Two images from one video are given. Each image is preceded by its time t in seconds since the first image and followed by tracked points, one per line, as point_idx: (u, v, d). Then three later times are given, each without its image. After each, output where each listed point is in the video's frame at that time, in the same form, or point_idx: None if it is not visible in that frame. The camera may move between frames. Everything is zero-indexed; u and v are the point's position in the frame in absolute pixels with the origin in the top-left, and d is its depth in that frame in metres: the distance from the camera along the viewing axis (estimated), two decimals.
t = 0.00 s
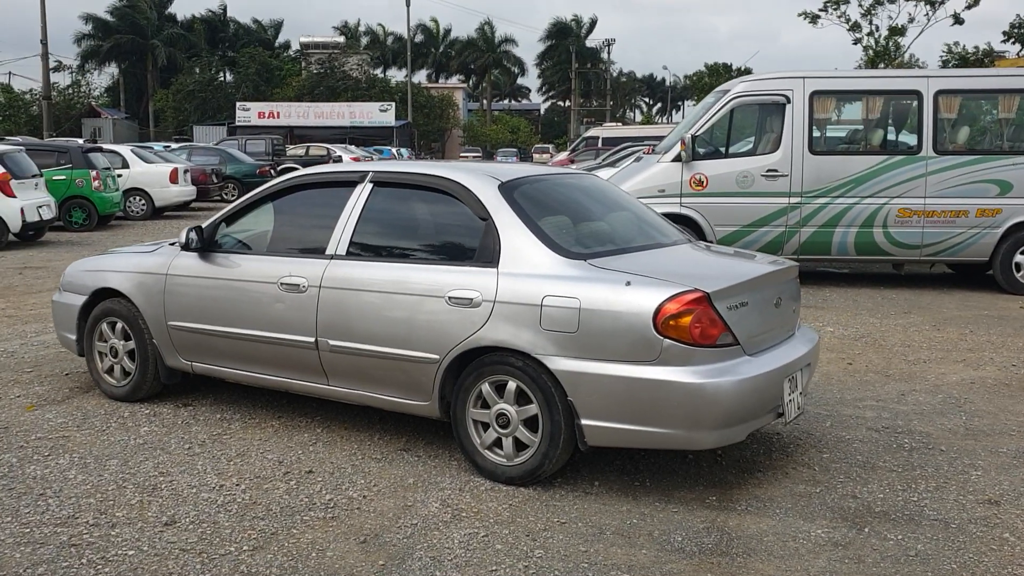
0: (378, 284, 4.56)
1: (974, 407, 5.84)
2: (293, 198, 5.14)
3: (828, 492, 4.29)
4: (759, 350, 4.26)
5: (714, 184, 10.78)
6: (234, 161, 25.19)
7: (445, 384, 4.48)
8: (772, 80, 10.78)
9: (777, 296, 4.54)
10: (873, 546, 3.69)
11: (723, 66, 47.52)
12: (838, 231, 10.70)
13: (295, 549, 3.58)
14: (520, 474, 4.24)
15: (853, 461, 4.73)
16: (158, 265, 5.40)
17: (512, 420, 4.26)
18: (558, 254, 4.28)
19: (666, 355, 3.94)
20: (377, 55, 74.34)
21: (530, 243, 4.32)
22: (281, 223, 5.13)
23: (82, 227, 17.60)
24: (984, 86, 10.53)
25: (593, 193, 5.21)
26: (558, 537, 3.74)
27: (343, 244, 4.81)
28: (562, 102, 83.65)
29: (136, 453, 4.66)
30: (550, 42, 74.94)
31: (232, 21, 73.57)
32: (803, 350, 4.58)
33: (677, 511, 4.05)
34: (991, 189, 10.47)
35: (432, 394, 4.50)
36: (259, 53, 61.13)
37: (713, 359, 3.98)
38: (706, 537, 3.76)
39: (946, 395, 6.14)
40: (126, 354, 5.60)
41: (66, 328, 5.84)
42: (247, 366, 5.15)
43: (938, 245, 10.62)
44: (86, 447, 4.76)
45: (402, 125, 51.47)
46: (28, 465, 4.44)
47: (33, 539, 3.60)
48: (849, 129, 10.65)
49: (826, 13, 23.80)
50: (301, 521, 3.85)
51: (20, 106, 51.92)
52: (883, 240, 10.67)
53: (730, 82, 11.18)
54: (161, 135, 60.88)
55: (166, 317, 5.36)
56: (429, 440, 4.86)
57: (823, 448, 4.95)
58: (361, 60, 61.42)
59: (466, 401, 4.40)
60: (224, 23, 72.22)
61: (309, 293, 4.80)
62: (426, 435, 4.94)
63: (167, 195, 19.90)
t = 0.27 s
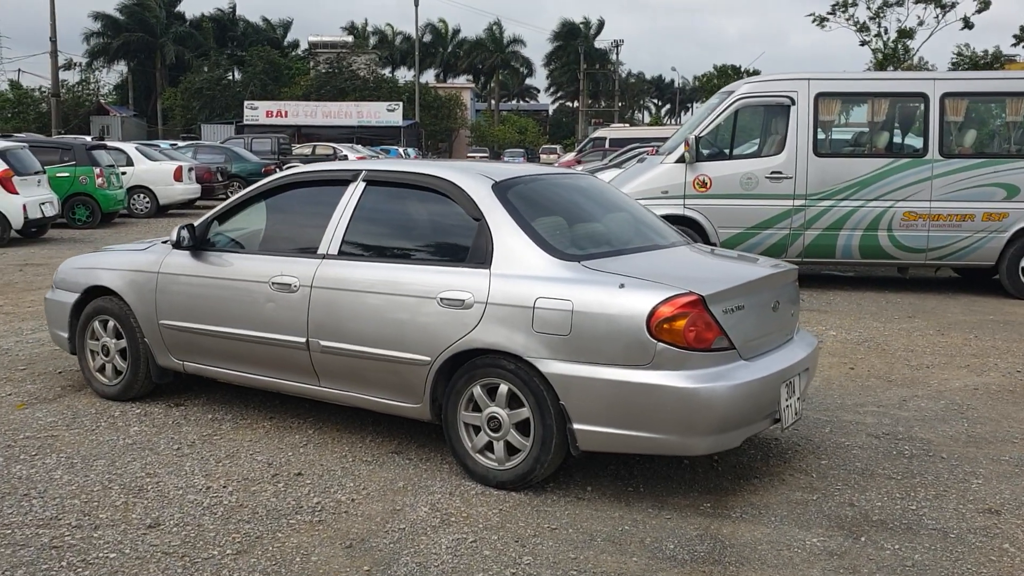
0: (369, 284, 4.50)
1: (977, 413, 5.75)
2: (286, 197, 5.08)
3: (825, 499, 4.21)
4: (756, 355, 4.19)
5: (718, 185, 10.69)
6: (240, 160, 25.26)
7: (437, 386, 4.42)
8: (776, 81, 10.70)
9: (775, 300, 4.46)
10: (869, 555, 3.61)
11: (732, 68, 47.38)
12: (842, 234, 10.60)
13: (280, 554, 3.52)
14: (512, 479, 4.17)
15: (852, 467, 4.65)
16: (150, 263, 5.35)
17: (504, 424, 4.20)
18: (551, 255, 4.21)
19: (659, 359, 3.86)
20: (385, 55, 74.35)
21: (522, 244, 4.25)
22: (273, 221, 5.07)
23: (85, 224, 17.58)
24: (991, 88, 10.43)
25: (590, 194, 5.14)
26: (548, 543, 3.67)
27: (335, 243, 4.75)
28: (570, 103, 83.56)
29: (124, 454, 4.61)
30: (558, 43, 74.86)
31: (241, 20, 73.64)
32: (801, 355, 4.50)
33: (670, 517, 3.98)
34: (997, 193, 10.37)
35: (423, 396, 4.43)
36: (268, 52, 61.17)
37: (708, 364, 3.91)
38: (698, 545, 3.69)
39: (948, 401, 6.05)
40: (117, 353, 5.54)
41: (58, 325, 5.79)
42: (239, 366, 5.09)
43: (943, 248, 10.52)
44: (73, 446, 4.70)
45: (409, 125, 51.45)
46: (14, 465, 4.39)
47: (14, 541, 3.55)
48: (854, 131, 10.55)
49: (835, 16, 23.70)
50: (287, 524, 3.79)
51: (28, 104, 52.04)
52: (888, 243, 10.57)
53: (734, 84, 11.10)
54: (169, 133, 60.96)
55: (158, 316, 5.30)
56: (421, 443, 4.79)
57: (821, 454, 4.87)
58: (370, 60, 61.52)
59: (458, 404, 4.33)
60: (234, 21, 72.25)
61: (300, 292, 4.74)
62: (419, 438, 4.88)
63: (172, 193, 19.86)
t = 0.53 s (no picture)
0: (358, 287, 4.42)
1: (978, 420, 5.66)
2: (275, 199, 5.00)
3: (821, 509, 4.13)
4: (751, 361, 4.10)
5: (719, 188, 10.60)
6: (241, 161, 25.34)
7: (426, 392, 4.33)
8: (778, 83, 10.61)
9: (772, 305, 4.37)
10: (865, 568, 3.52)
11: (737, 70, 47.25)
12: (844, 237, 10.51)
13: (261, 564, 3.44)
14: (501, 487, 4.09)
15: (849, 476, 4.56)
16: (138, 265, 5.28)
17: (493, 431, 4.11)
18: (542, 259, 4.13)
19: (651, 366, 3.78)
20: (390, 56, 74.30)
21: (512, 247, 4.17)
22: (262, 224, 5.00)
23: (85, 225, 17.54)
24: (995, 91, 10.32)
25: (584, 197, 5.06)
26: (536, 554, 3.59)
27: (323, 246, 4.67)
28: (575, 104, 83.48)
29: (108, 459, 4.53)
30: (562, 45, 74.78)
31: (246, 20, 73.67)
32: (798, 361, 4.41)
33: (662, 527, 3.89)
34: (1001, 196, 10.27)
35: (412, 402, 4.35)
36: (272, 53, 61.17)
37: (701, 371, 3.82)
38: (690, 557, 3.60)
39: (949, 408, 5.95)
40: (105, 357, 5.47)
41: (46, 328, 5.72)
42: (227, 370, 5.01)
43: (946, 252, 10.42)
44: (57, 451, 4.63)
45: (413, 126, 51.39)
46: None
47: None
48: (857, 133, 10.45)
49: (840, 18, 23.60)
50: (270, 533, 3.71)
51: (33, 104, 52.09)
52: (890, 246, 10.47)
53: (736, 85, 11.01)
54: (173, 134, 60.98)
55: (146, 319, 5.23)
56: (410, 450, 4.71)
57: (818, 462, 4.78)
58: (375, 61, 61.49)
59: (446, 410, 4.25)
60: (239, 22, 72.26)
61: (288, 296, 4.66)
62: (408, 444, 4.79)
63: (173, 194, 19.81)
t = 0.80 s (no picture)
0: (350, 288, 4.37)
1: (981, 422, 5.58)
2: (268, 198, 4.95)
3: (820, 513, 4.06)
4: (748, 363, 4.03)
5: (722, 186, 10.52)
6: (246, 160, 25.26)
7: (419, 394, 4.28)
8: (781, 80, 10.52)
9: (770, 306, 4.30)
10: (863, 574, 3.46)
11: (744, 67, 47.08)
12: (847, 235, 10.42)
13: (248, 570, 3.39)
14: (495, 491, 4.03)
15: (849, 479, 4.49)
16: (131, 266, 5.23)
17: (487, 434, 4.06)
18: (536, 259, 4.07)
19: (645, 368, 3.72)
20: (396, 55, 74.25)
21: (506, 247, 4.11)
22: (255, 224, 4.95)
23: (88, 224, 17.53)
24: (1001, 87, 10.22)
25: (581, 196, 5.00)
26: (528, 560, 3.53)
27: (316, 246, 4.61)
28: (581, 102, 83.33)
29: (99, 463, 4.49)
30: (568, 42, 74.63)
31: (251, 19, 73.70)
32: (796, 363, 4.35)
33: (657, 532, 3.83)
34: (1006, 193, 10.17)
35: (405, 405, 4.29)
36: (277, 51, 61.17)
37: (697, 373, 3.76)
38: (685, 563, 3.54)
39: (952, 409, 5.88)
40: (99, 358, 5.43)
41: (41, 330, 5.68)
42: (220, 372, 4.96)
43: (951, 250, 10.33)
44: (48, 454, 4.59)
45: (418, 125, 51.34)
46: None
47: None
48: (861, 130, 10.35)
49: (846, 14, 23.46)
50: (259, 538, 3.66)
51: (40, 104, 52.19)
52: (894, 244, 10.38)
53: (738, 82, 10.92)
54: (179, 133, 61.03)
55: (139, 320, 5.18)
56: (405, 452, 4.65)
57: (818, 465, 4.71)
58: (380, 60, 61.46)
59: (440, 412, 4.19)
60: (245, 21, 72.26)
61: (281, 297, 4.60)
62: (403, 447, 4.74)
63: (176, 193, 19.78)
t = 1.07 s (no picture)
0: (362, 288, 4.35)
1: (1005, 422, 5.48)
2: (281, 198, 4.95)
3: (837, 515, 3.99)
4: (763, 362, 3.97)
5: (743, 183, 10.42)
6: (270, 160, 25.36)
7: (430, 394, 4.25)
8: (802, 76, 10.40)
9: (785, 304, 4.24)
10: None
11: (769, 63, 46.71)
12: (871, 233, 10.28)
13: (257, 571, 3.38)
14: (506, 491, 4.00)
15: (868, 480, 4.42)
16: (146, 266, 5.25)
17: (498, 434, 4.02)
18: (547, 258, 4.03)
19: (657, 368, 3.67)
20: (419, 54, 74.39)
21: (517, 247, 4.08)
22: (268, 223, 4.94)
23: (113, 224, 17.68)
24: None
25: (595, 194, 4.95)
26: (538, 562, 3.50)
27: (328, 245, 4.60)
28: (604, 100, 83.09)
29: (113, 462, 4.51)
30: (591, 40, 74.42)
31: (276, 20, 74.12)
32: (813, 362, 4.28)
33: (670, 534, 3.78)
34: None
35: (416, 405, 4.27)
36: (301, 52, 61.48)
37: (709, 373, 3.71)
38: (697, 565, 3.49)
39: (975, 408, 5.77)
40: (115, 358, 5.46)
41: (58, 330, 5.72)
42: (233, 372, 4.96)
43: (976, 247, 10.17)
44: (63, 454, 4.62)
45: (441, 124, 51.40)
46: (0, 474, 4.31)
47: None
48: (885, 126, 10.21)
49: (873, 8, 23.19)
50: (269, 539, 3.65)
51: (68, 106, 52.81)
52: (919, 242, 10.23)
53: (759, 79, 10.82)
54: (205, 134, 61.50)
55: (154, 320, 5.20)
56: (417, 453, 4.63)
57: (836, 466, 4.64)
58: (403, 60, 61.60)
59: (451, 413, 4.17)
60: (270, 22, 72.69)
61: (292, 297, 4.59)
62: (416, 447, 4.71)
63: (200, 193, 19.90)
